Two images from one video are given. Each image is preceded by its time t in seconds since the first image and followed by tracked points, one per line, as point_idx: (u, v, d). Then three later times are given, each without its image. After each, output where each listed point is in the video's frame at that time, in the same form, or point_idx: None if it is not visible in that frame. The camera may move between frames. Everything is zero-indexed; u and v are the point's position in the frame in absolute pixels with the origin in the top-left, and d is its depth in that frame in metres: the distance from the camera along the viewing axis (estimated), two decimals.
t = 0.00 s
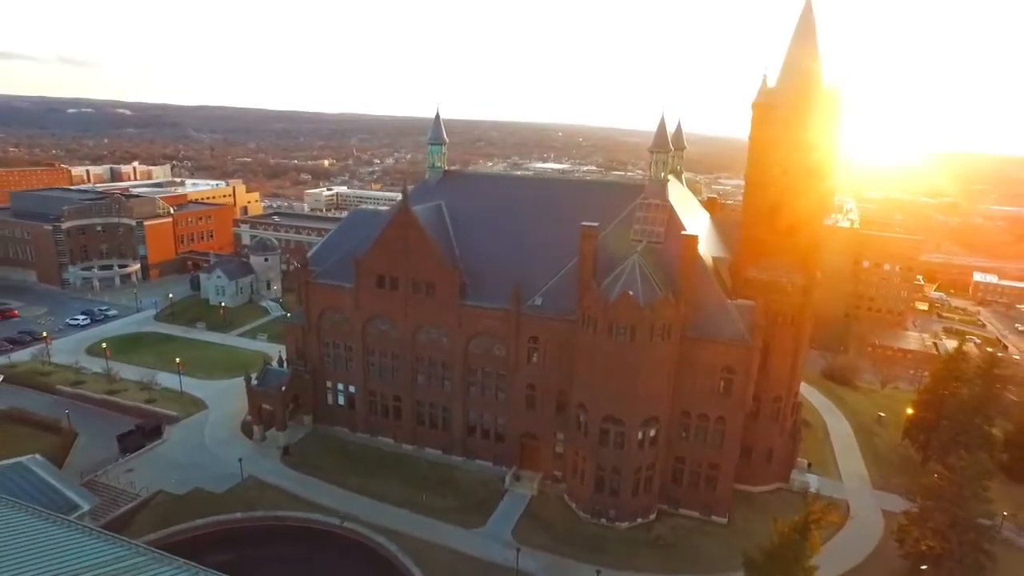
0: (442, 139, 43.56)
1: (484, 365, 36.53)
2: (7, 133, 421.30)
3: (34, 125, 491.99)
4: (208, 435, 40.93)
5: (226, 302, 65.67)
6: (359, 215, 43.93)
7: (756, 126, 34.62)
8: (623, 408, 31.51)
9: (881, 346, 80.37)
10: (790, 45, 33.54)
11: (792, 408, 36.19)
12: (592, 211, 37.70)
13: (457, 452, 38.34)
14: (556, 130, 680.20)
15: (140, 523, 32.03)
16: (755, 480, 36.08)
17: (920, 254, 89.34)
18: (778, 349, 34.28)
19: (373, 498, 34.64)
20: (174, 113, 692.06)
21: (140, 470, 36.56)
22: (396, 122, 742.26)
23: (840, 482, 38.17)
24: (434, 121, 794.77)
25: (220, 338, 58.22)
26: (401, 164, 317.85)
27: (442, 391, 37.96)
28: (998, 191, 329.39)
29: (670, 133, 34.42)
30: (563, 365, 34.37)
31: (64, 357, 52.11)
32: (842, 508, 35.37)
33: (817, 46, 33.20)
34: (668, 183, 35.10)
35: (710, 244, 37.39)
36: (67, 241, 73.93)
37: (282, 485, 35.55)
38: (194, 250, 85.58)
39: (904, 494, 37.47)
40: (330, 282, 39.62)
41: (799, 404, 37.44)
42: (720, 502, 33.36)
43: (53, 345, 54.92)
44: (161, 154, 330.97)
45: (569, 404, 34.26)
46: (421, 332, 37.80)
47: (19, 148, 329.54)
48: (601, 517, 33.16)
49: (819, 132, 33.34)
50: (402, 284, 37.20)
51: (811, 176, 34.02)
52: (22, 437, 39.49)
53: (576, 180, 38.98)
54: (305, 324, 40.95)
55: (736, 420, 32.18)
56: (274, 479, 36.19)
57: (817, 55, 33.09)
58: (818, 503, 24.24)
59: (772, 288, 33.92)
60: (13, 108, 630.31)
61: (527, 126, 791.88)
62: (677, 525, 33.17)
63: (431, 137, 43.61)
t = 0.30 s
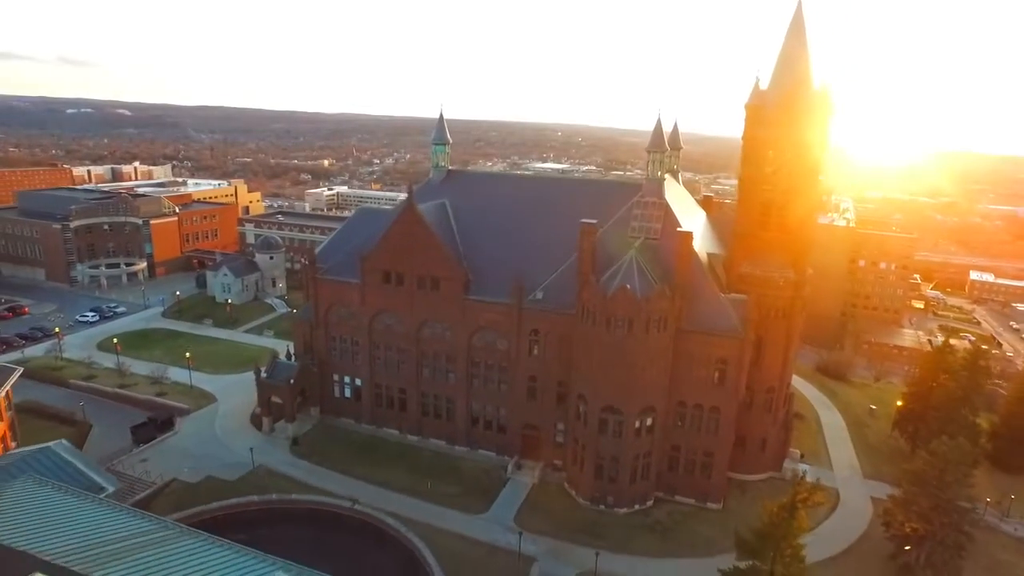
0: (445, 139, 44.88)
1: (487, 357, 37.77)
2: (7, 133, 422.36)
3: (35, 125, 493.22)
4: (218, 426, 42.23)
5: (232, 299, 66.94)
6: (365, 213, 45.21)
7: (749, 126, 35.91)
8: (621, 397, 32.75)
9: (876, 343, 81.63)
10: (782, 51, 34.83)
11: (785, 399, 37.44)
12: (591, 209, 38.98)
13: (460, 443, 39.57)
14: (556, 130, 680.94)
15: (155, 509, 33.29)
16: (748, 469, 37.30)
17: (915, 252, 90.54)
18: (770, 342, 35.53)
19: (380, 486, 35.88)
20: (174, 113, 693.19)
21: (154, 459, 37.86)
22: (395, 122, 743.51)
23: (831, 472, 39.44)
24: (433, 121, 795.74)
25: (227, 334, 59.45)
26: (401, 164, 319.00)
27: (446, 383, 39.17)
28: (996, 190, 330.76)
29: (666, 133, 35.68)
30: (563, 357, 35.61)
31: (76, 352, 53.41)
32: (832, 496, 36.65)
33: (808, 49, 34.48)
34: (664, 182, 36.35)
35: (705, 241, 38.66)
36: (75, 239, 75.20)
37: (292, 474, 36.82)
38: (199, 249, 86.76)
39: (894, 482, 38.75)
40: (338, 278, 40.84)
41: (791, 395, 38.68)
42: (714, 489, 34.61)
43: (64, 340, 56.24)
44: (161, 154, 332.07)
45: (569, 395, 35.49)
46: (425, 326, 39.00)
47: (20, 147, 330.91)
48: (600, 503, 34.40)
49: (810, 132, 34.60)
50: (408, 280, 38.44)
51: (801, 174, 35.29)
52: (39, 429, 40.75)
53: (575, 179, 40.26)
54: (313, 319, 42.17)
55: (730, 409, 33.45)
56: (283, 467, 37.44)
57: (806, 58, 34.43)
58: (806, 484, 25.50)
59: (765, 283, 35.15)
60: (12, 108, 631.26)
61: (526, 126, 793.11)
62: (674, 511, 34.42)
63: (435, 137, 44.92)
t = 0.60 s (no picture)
0: (449, 140, 46.30)
1: (490, 350, 39.12)
2: (7, 133, 423.63)
3: (35, 125, 494.49)
4: (229, 418, 43.61)
5: (239, 296, 68.30)
6: (371, 212, 46.63)
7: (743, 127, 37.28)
8: (619, 388, 34.13)
9: (871, 340, 83.01)
10: (774, 53, 36.17)
11: (777, 391, 38.79)
12: (590, 208, 40.39)
13: (464, 434, 40.92)
14: (555, 130, 682.27)
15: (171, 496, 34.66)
16: (742, 458, 38.63)
17: (910, 251, 91.93)
18: (763, 335, 36.88)
19: (386, 474, 37.23)
20: (170, 113, 693.89)
21: (168, 449, 39.25)
22: (395, 122, 744.68)
23: (822, 461, 40.82)
24: (433, 121, 796.85)
25: (234, 331, 60.79)
26: (401, 164, 320.23)
27: (450, 376, 40.50)
28: (994, 189, 332.24)
29: (663, 134, 37.07)
30: (563, 349, 36.96)
31: (88, 347, 54.81)
32: (823, 484, 38.04)
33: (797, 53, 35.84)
34: (661, 181, 37.73)
35: (700, 238, 40.02)
36: (83, 238, 76.53)
37: (301, 463, 38.20)
38: (204, 248, 88.03)
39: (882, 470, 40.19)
40: (345, 274, 42.18)
41: (783, 387, 40.01)
42: (709, 477, 35.97)
43: (75, 336, 57.64)
44: (161, 155, 333.15)
45: (569, 386, 36.86)
46: (430, 320, 40.36)
47: (20, 147, 331.85)
48: (599, 490, 35.75)
49: (800, 133, 35.94)
50: (413, 276, 39.79)
51: (793, 174, 36.65)
52: (56, 420, 42.10)
53: (574, 178, 41.67)
54: (321, 314, 43.49)
55: (723, 399, 34.82)
56: (293, 457, 38.83)
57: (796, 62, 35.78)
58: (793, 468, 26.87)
59: (757, 278, 36.55)
60: (12, 108, 632.72)
61: (526, 126, 794.32)
62: (670, 498, 35.76)
63: (439, 137, 46.29)
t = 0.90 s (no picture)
0: (453, 141, 47.85)
1: (493, 344, 40.59)
2: (8, 133, 425.13)
3: (35, 125, 495.94)
4: (240, 410, 45.08)
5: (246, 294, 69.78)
6: (377, 211, 48.15)
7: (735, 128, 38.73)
8: (617, 379, 35.61)
9: (866, 337, 84.49)
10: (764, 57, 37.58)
11: (769, 382, 40.26)
12: (589, 206, 41.90)
13: (467, 424, 42.38)
14: (555, 130, 683.12)
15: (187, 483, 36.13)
16: (735, 447, 40.10)
17: (905, 250, 93.35)
18: (755, 328, 38.33)
19: (393, 463, 38.69)
20: (170, 113, 695.65)
21: (183, 439, 40.72)
22: (394, 122, 745.45)
23: (814, 451, 42.30)
24: (432, 121, 797.51)
25: (242, 327, 62.24)
26: (402, 164, 321.69)
27: (454, 369, 41.97)
28: (992, 189, 333.67)
29: (660, 135, 38.57)
30: (564, 342, 38.43)
31: (100, 343, 56.29)
32: (813, 473, 39.52)
33: (788, 57, 37.22)
34: (657, 180, 39.20)
35: (695, 235, 41.49)
36: (91, 237, 77.98)
37: (311, 452, 39.68)
38: (210, 247, 89.48)
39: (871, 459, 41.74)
40: (352, 271, 43.66)
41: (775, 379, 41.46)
42: (704, 464, 37.45)
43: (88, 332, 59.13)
44: (162, 155, 334.48)
45: (569, 378, 38.32)
46: (435, 315, 41.81)
47: (22, 147, 333.27)
48: (598, 478, 37.24)
49: (791, 133, 37.34)
50: (419, 272, 41.26)
51: (784, 173, 38.10)
52: (74, 412, 43.50)
53: (574, 178, 43.18)
54: (329, 309, 44.92)
55: (717, 389, 36.30)
56: (303, 447, 40.31)
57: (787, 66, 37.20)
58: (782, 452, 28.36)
59: (750, 273, 38.02)
60: (12, 108, 634.13)
61: (525, 126, 795.44)
62: (666, 485, 37.24)
63: (443, 138, 47.85)
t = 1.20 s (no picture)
0: (457, 142, 49.44)
1: (496, 337, 42.16)
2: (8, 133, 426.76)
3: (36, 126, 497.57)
4: (251, 402, 46.71)
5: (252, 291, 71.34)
6: (383, 209, 49.73)
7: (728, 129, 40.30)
8: (616, 370, 37.20)
9: (861, 334, 86.04)
10: (756, 61, 39.16)
11: (761, 374, 41.84)
12: (588, 205, 43.51)
13: (471, 415, 43.94)
14: (554, 130, 685.53)
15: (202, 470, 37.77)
16: (728, 437, 41.67)
17: (900, 249, 94.88)
18: (748, 322, 39.89)
19: (399, 451, 40.26)
20: (170, 113, 697.39)
21: (197, 429, 42.37)
22: (394, 122, 747.19)
23: (805, 440, 43.90)
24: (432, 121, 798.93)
25: (250, 323, 63.84)
26: (402, 164, 323.29)
27: (458, 361, 43.53)
28: (990, 189, 335.30)
29: (656, 137, 40.17)
30: (564, 335, 40.00)
31: (113, 339, 57.90)
32: (803, 461, 41.12)
33: (780, 62, 38.77)
34: (653, 180, 40.78)
35: (691, 232, 43.06)
36: (100, 236, 79.52)
37: (320, 441, 41.27)
38: (215, 246, 91.06)
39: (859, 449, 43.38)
40: (360, 267, 45.22)
41: (767, 371, 43.05)
42: (698, 452, 39.02)
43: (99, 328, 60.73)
44: (162, 155, 336.02)
45: (569, 369, 39.88)
46: (439, 310, 43.38)
47: (21, 147, 334.52)
48: (597, 465, 38.80)
49: (781, 134, 38.93)
50: (424, 268, 42.82)
51: (775, 173, 39.68)
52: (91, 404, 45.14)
53: (573, 178, 44.78)
54: (337, 304, 46.46)
55: (711, 380, 37.90)
56: (313, 436, 41.92)
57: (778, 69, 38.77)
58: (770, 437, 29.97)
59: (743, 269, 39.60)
60: (12, 108, 635.48)
61: (525, 126, 796.65)
62: (662, 472, 38.79)
63: (447, 139, 49.43)
